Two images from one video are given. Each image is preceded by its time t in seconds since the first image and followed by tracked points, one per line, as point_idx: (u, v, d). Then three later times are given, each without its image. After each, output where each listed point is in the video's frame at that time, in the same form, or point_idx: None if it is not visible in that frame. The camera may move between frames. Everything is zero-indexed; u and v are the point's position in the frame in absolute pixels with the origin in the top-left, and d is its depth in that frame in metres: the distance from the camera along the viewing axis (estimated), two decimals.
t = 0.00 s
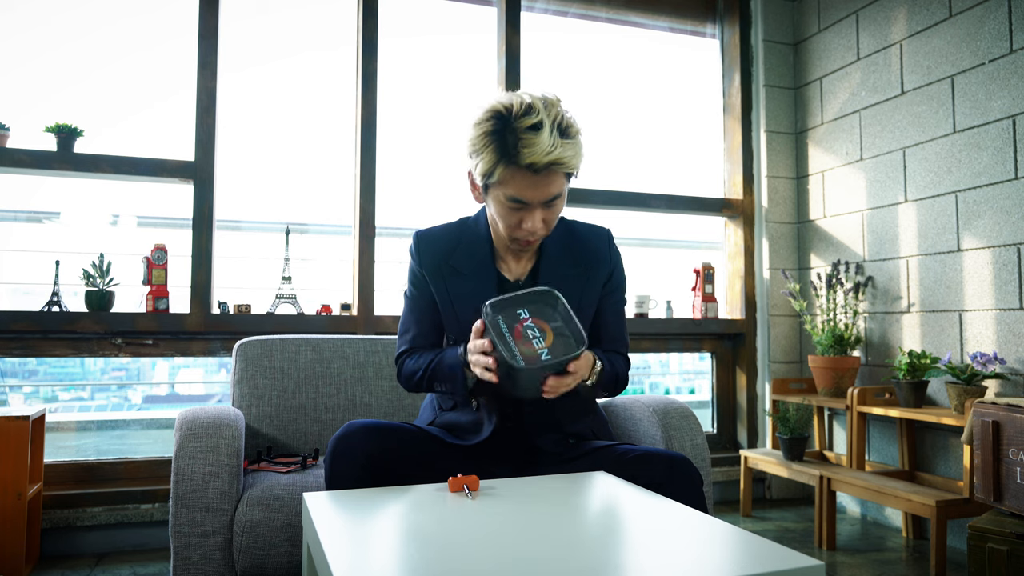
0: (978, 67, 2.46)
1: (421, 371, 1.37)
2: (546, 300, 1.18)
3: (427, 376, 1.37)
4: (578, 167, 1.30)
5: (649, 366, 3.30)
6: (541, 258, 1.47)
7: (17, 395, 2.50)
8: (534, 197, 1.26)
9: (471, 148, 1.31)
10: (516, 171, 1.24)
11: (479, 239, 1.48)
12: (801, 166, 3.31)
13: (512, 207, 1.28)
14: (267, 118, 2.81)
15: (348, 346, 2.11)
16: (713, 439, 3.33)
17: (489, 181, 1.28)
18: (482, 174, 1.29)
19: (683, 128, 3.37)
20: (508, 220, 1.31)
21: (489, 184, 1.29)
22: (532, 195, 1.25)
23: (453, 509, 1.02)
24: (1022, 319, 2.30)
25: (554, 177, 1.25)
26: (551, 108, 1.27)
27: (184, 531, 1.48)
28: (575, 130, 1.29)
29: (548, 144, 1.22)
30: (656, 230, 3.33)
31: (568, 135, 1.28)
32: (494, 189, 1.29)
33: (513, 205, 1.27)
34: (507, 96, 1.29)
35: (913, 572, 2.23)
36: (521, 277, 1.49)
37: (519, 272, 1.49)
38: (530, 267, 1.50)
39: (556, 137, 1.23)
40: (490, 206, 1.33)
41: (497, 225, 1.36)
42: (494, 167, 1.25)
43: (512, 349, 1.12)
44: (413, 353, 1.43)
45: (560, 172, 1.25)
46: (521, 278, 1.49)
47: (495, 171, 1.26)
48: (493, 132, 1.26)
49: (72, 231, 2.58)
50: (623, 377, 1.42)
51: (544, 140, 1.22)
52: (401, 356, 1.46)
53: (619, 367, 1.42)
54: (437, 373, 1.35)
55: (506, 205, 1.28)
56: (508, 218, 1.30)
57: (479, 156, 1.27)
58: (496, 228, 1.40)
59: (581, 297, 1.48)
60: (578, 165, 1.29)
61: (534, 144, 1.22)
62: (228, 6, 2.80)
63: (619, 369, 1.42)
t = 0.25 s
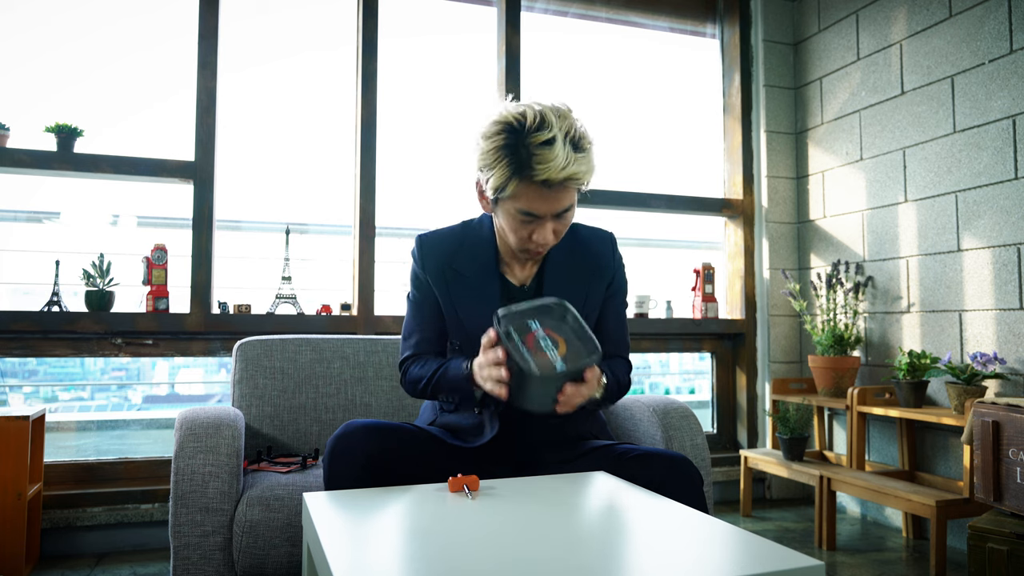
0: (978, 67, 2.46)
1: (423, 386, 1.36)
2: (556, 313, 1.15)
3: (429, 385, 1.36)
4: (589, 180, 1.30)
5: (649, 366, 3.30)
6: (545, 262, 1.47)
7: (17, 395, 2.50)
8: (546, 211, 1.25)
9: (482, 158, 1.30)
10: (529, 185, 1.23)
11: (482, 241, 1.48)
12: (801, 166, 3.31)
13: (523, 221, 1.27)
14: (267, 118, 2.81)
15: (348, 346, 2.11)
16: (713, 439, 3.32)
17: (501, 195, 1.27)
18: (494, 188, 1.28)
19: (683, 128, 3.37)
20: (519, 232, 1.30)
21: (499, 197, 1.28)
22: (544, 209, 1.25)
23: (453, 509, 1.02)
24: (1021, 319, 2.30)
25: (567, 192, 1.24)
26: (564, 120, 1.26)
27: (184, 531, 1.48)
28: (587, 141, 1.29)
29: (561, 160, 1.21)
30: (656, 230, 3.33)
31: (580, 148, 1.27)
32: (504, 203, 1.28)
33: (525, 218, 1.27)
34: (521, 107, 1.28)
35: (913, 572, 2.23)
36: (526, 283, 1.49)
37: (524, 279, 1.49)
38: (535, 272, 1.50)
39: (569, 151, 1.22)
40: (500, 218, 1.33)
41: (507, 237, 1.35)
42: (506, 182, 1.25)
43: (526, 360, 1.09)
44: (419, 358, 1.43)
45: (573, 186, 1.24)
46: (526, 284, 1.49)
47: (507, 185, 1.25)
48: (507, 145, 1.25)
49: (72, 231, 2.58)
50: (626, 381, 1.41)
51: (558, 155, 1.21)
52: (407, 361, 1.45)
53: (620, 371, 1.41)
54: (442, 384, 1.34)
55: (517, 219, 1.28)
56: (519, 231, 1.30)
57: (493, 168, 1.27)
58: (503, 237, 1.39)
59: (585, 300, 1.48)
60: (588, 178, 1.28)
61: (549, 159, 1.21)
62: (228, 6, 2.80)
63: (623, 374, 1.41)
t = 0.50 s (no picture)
0: (978, 67, 2.46)
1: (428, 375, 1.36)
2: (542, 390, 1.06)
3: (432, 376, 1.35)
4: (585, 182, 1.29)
5: (649, 366, 3.30)
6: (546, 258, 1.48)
7: (17, 395, 2.50)
8: (539, 209, 1.25)
9: (481, 152, 1.30)
10: (522, 183, 1.23)
11: (485, 239, 1.48)
12: (801, 166, 3.31)
13: (516, 216, 1.27)
14: (267, 117, 2.81)
15: (348, 346, 2.11)
16: (713, 439, 3.33)
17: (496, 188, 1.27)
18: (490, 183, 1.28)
19: (683, 128, 3.37)
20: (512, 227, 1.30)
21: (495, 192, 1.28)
22: (537, 207, 1.25)
23: (454, 508, 1.02)
24: (1021, 319, 2.30)
25: (561, 192, 1.24)
26: (564, 119, 1.25)
27: (184, 531, 1.48)
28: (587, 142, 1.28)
29: (557, 161, 1.20)
30: (656, 230, 3.33)
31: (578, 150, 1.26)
32: (500, 197, 1.28)
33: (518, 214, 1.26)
34: (523, 104, 1.27)
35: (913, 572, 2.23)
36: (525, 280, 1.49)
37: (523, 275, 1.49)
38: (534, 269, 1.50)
39: (565, 153, 1.22)
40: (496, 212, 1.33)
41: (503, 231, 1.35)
42: (502, 176, 1.25)
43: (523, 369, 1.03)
44: (425, 354, 1.43)
45: (567, 187, 1.24)
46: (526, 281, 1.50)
47: (503, 181, 1.25)
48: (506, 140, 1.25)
49: (72, 231, 2.58)
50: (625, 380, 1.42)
51: (553, 155, 1.20)
52: (412, 357, 1.45)
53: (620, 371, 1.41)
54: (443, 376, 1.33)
55: (511, 214, 1.28)
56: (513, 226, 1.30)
57: (490, 163, 1.27)
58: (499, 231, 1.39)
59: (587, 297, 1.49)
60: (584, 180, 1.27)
61: (544, 159, 1.20)
62: (228, 6, 2.80)
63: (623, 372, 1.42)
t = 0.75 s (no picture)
0: (978, 67, 2.46)
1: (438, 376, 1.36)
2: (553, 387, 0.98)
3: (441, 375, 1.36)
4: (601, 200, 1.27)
5: (649, 366, 3.30)
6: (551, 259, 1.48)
7: (17, 395, 2.50)
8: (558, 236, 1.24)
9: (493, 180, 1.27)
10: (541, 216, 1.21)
11: (489, 239, 1.48)
12: (801, 166, 3.31)
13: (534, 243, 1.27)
14: (267, 117, 2.81)
15: (348, 346, 2.11)
16: (713, 439, 3.33)
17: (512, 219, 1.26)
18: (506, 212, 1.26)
19: (683, 128, 3.37)
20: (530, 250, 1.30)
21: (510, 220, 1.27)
22: (556, 235, 1.24)
23: (454, 509, 1.02)
24: (1021, 319, 2.30)
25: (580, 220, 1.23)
26: (576, 141, 1.21)
27: (184, 531, 1.48)
28: (601, 162, 1.23)
29: (577, 194, 1.18)
30: (656, 230, 3.33)
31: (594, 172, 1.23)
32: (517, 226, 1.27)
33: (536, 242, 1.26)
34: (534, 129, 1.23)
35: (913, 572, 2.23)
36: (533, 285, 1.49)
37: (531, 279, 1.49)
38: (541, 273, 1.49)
39: (584, 183, 1.19)
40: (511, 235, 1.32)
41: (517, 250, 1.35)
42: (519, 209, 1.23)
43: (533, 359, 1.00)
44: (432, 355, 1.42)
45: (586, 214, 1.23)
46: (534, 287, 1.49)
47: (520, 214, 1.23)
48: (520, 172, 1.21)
49: (72, 231, 2.58)
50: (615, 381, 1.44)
51: (573, 189, 1.18)
52: (418, 360, 1.44)
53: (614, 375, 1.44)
54: (452, 374, 1.33)
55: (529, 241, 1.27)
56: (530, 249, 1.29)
57: (505, 195, 1.24)
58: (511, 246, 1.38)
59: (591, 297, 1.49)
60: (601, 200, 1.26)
61: (559, 194, 1.18)
62: (228, 6, 2.80)
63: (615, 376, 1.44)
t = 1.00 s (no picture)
0: (978, 67, 2.46)
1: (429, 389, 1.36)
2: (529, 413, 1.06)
3: (435, 389, 1.36)
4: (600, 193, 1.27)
5: (649, 366, 3.30)
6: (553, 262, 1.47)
7: (17, 395, 2.50)
8: (556, 227, 1.23)
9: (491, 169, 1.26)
10: (538, 204, 1.21)
11: (491, 241, 1.47)
12: (801, 166, 3.31)
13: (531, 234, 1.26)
14: (267, 117, 2.81)
15: (348, 346, 2.11)
16: (713, 439, 3.33)
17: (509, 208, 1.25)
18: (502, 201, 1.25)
19: (683, 128, 3.37)
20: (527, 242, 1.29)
21: (508, 210, 1.26)
22: (553, 226, 1.23)
23: (454, 509, 1.02)
24: (1021, 319, 2.30)
25: (577, 210, 1.22)
26: (578, 133, 1.21)
27: (184, 531, 1.48)
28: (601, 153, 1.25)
29: (575, 182, 1.18)
30: (656, 230, 3.33)
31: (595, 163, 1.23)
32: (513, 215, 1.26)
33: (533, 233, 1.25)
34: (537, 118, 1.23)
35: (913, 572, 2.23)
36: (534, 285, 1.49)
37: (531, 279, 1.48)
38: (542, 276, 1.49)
39: (583, 171, 1.19)
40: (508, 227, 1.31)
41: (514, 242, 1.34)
42: (516, 198, 1.22)
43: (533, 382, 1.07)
44: (429, 359, 1.43)
45: (584, 205, 1.22)
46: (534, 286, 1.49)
47: (518, 202, 1.22)
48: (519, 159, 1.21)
49: (72, 231, 2.58)
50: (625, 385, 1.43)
51: (570, 176, 1.18)
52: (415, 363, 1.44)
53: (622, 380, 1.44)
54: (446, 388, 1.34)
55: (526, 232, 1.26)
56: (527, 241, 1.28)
57: (502, 183, 1.23)
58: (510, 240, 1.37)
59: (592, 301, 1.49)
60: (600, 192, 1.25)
61: (562, 181, 1.18)
62: (228, 6, 2.80)
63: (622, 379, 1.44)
